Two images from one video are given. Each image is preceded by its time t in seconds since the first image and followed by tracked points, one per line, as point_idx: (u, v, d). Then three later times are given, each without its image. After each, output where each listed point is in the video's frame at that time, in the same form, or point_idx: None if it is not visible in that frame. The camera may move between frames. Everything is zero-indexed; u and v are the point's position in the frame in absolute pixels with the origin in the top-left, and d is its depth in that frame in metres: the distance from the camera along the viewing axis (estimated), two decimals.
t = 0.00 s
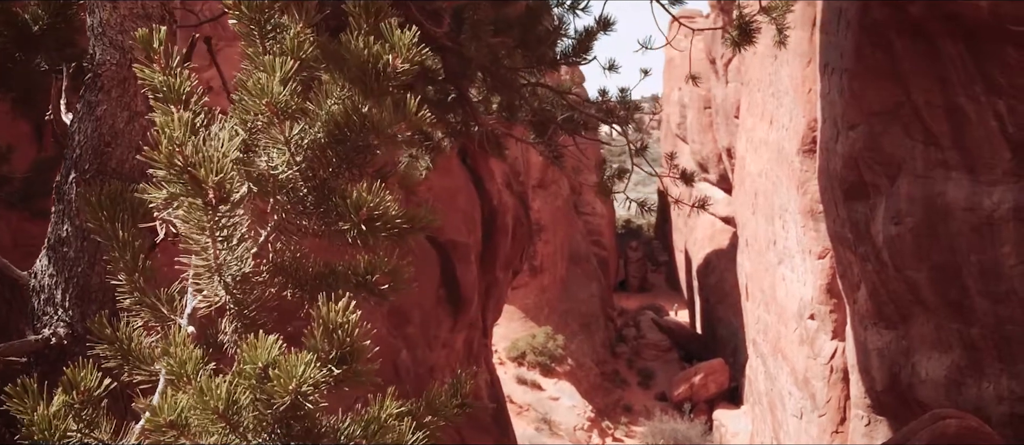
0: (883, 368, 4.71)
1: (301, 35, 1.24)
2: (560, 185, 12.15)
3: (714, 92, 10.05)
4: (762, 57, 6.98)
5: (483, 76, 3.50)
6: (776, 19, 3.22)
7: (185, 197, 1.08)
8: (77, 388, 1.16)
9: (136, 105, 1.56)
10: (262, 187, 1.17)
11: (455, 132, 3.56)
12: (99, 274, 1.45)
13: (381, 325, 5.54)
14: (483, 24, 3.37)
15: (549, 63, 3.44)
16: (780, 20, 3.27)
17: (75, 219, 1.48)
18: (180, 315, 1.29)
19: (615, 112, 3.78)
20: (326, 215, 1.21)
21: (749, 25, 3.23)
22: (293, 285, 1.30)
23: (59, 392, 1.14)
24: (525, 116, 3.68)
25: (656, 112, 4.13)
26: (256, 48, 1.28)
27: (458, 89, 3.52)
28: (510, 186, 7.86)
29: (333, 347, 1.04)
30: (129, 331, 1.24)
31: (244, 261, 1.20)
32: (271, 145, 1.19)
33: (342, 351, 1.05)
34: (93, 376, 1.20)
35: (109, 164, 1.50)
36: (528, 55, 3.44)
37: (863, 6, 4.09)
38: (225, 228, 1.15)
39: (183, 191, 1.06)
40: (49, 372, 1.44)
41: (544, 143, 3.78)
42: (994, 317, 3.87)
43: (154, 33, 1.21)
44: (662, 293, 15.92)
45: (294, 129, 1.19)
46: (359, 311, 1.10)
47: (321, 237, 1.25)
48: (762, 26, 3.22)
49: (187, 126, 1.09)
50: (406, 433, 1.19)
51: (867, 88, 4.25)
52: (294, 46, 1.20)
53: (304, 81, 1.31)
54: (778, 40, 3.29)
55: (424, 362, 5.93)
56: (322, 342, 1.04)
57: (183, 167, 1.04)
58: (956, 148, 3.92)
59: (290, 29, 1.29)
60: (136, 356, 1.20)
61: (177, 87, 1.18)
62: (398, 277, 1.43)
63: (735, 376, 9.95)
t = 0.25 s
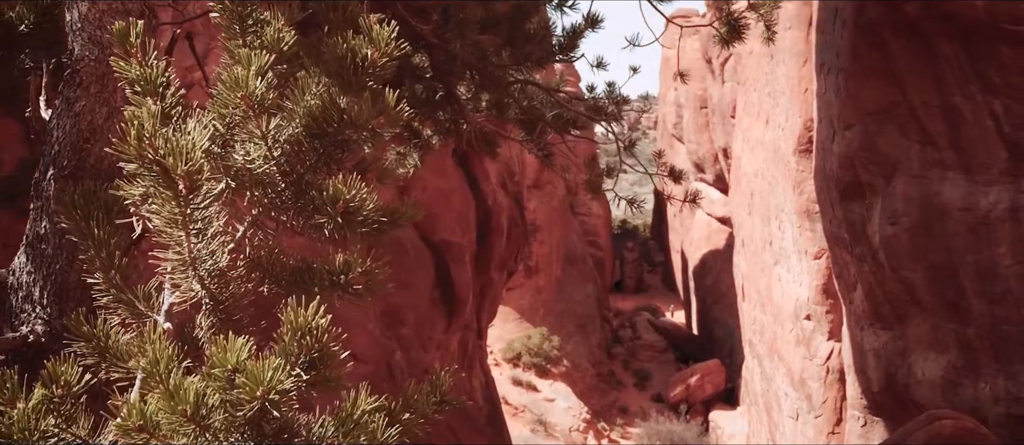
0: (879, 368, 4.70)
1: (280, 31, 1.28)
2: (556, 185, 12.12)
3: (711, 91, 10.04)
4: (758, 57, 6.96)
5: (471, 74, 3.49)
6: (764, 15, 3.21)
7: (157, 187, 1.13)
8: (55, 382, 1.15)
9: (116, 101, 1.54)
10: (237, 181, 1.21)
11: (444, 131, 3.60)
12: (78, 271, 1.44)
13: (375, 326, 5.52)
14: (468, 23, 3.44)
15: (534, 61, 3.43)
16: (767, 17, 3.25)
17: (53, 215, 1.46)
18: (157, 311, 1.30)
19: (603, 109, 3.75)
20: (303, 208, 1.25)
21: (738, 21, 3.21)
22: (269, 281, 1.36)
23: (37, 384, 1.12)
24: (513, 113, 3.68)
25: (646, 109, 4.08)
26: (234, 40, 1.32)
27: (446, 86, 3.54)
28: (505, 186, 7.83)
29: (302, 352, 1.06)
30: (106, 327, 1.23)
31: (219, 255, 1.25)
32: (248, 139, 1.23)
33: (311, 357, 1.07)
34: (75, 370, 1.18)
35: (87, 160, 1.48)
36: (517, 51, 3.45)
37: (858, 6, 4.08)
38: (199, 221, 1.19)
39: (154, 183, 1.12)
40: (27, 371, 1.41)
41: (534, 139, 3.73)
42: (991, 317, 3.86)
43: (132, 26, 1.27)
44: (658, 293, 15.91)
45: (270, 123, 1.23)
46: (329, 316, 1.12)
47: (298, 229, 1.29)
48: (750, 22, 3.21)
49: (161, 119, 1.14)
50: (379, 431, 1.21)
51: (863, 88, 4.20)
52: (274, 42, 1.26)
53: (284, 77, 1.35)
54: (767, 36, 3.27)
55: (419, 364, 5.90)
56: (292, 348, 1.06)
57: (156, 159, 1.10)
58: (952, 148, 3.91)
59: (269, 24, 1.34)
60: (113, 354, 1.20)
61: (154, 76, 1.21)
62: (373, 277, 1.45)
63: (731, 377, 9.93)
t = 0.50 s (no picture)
0: (872, 368, 4.69)
1: (253, 27, 1.29)
2: (549, 185, 12.09)
3: (704, 91, 10.05)
4: (751, 56, 6.96)
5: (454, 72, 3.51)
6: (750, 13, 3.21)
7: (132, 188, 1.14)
8: (27, 383, 1.12)
9: (92, 99, 1.51)
10: (213, 181, 1.21)
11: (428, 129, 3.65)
12: (53, 270, 1.40)
13: (365, 327, 5.51)
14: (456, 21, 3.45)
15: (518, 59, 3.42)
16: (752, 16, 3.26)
17: (27, 213, 1.42)
18: (132, 308, 1.30)
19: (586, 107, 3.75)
20: (278, 205, 1.26)
21: (723, 18, 3.21)
22: (245, 278, 1.35)
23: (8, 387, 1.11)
24: (499, 112, 3.68)
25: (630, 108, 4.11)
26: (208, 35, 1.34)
27: (430, 85, 3.55)
28: (497, 186, 7.81)
29: (271, 342, 1.11)
30: (81, 325, 1.21)
31: (195, 254, 1.26)
32: (223, 137, 1.23)
33: (280, 346, 1.11)
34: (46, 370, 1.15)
35: (63, 157, 1.45)
36: (500, 49, 3.40)
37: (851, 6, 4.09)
38: (174, 220, 1.19)
39: (130, 184, 1.11)
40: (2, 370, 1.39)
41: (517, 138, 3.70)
42: (983, 317, 3.86)
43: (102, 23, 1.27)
44: (652, 294, 15.91)
45: (245, 121, 1.23)
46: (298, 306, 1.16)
47: (273, 227, 1.30)
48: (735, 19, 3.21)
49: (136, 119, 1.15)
50: (352, 427, 1.26)
51: (856, 88, 4.18)
52: (248, 38, 1.27)
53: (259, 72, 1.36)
54: (755, 33, 3.26)
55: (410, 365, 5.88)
56: (260, 337, 1.10)
57: (132, 159, 1.10)
58: (945, 148, 3.89)
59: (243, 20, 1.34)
60: (87, 352, 1.18)
61: (125, 73, 1.23)
62: (349, 268, 1.45)
63: (724, 378, 9.92)
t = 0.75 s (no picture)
0: (861, 369, 4.69)
1: (225, 23, 1.25)
2: (538, 185, 12.08)
3: (693, 91, 10.04)
4: (741, 56, 6.96)
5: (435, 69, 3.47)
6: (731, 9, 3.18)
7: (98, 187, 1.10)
8: None
9: (64, 97, 1.48)
10: (183, 180, 1.18)
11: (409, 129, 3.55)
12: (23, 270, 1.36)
13: (352, 328, 5.48)
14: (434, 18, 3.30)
15: (495, 57, 3.43)
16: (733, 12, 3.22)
17: None
18: (103, 307, 1.22)
19: (570, 107, 3.66)
20: (249, 204, 1.23)
21: (706, 16, 3.21)
22: (215, 277, 1.33)
23: None
24: (480, 110, 3.65)
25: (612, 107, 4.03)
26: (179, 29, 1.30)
27: (410, 83, 3.52)
28: (485, 186, 7.77)
29: (241, 333, 1.06)
30: (51, 324, 1.16)
31: (164, 254, 1.24)
32: (194, 134, 1.20)
33: (250, 336, 1.06)
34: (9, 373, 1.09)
35: (33, 156, 1.39)
36: (479, 47, 3.39)
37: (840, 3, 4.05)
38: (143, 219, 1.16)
39: (97, 182, 1.08)
40: None
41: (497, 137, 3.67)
42: (972, 317, 3.88)
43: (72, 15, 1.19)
44: (641, 294, 15.94)
45: (216, 118, 1.20)
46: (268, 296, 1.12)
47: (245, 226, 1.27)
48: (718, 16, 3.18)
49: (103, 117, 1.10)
50: (324, 422, 1.22)
51: (846, 88, 4.17)
52: (219, 34, 1.22)
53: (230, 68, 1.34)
54: (738, 30, 3.24)
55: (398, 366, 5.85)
56: (229, 327, 1.05)
57: (100, 157, 1.07)
58: (934, 148, 3.89)
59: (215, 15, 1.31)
60: (58, 351, 1.13)
61: (96, 74, 1.17)
62: (321, 271, 1.39)
63: (714, 379, 9.93)
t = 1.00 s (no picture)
0: (848, 369, 4.70)
1: (195, 18, 1.23)
2: (526, 186, 12.06)
3: (681, 91, 10.05)
4: (728, 56, 6.96)
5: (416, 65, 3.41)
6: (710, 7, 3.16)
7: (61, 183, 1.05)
8: None
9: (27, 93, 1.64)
10: (151, 176, 1.16)
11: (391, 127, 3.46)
12: None
13: (337, 329, 5.44)
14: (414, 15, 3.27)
15: (473, 54, 3.48)
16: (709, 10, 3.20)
17: None
18: (73, 305, 1.20)
19: (551, 104, 3.64)
20: (219, 200, 1.23)
21: (682, 15, 3.15)
22: (185, 273, 1.33)
23: None
24: (461, 108, 3.60)
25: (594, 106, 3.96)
26: (149, 27, 1.27)
27: (391, 80, 3.41)
28: (472, 186, 7.72)
29: (208, 340, 1.02)
30: (19, 322, 1.14)
31: (132, 251, 1.17)
32: (161, 129, 1.18)
33: (217, 344, 1.02)
34: None
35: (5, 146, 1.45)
36: (461, 44, 3.46)
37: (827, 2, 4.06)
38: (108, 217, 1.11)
39: (58, 178, 1.03)
40: None
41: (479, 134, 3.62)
42: (958, 317, 3.87)
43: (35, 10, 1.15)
44: (629, 295, 15.95)
45: (184, 114, 1.18)
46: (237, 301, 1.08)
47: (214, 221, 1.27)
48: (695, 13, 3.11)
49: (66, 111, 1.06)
50: (293, 420, 1.20)
51: (833, 88, 4.18)
52: (189, 29, 1.20)
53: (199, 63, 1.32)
54: (714, 32, 3.21)
55: (383, 367, 5.80)
56: (196, 334, 1.01)
57: (60, 153, 1.01)
58: (921, 147, 3.88)
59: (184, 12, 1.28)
60: (26, 348, 1.11)
61: (66, 72, 1.14)
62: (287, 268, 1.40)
63: (702, 380, 9.94)
